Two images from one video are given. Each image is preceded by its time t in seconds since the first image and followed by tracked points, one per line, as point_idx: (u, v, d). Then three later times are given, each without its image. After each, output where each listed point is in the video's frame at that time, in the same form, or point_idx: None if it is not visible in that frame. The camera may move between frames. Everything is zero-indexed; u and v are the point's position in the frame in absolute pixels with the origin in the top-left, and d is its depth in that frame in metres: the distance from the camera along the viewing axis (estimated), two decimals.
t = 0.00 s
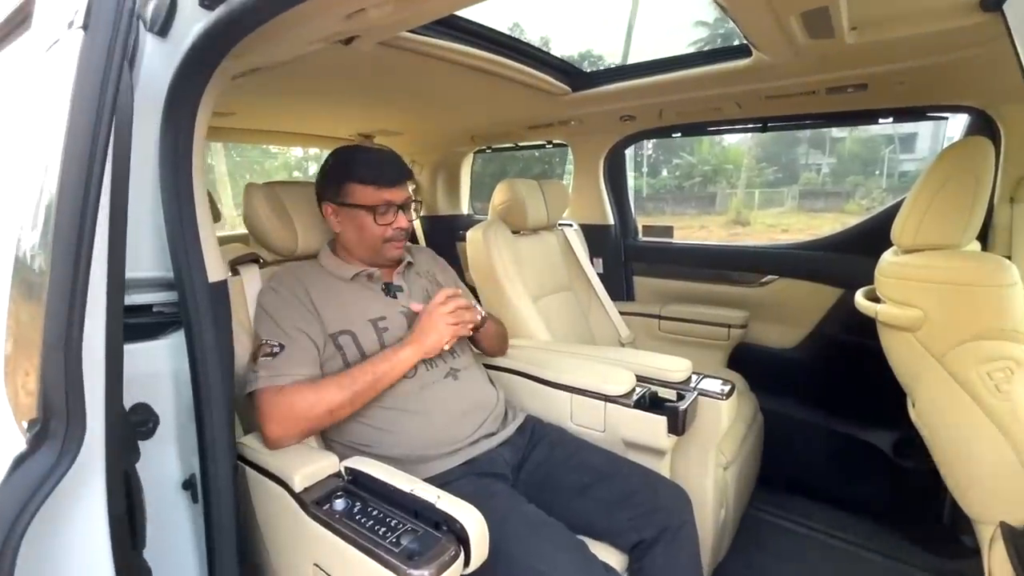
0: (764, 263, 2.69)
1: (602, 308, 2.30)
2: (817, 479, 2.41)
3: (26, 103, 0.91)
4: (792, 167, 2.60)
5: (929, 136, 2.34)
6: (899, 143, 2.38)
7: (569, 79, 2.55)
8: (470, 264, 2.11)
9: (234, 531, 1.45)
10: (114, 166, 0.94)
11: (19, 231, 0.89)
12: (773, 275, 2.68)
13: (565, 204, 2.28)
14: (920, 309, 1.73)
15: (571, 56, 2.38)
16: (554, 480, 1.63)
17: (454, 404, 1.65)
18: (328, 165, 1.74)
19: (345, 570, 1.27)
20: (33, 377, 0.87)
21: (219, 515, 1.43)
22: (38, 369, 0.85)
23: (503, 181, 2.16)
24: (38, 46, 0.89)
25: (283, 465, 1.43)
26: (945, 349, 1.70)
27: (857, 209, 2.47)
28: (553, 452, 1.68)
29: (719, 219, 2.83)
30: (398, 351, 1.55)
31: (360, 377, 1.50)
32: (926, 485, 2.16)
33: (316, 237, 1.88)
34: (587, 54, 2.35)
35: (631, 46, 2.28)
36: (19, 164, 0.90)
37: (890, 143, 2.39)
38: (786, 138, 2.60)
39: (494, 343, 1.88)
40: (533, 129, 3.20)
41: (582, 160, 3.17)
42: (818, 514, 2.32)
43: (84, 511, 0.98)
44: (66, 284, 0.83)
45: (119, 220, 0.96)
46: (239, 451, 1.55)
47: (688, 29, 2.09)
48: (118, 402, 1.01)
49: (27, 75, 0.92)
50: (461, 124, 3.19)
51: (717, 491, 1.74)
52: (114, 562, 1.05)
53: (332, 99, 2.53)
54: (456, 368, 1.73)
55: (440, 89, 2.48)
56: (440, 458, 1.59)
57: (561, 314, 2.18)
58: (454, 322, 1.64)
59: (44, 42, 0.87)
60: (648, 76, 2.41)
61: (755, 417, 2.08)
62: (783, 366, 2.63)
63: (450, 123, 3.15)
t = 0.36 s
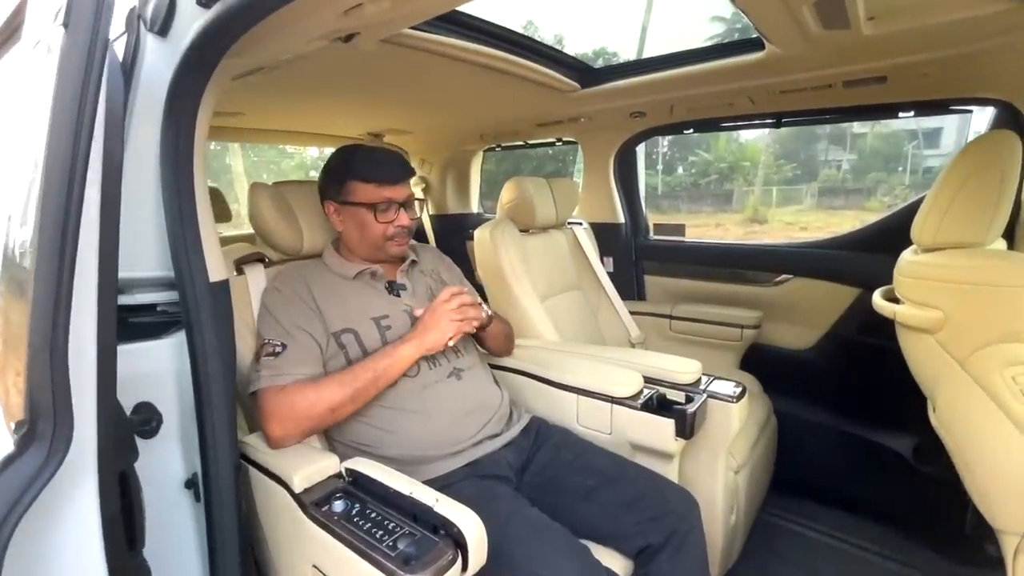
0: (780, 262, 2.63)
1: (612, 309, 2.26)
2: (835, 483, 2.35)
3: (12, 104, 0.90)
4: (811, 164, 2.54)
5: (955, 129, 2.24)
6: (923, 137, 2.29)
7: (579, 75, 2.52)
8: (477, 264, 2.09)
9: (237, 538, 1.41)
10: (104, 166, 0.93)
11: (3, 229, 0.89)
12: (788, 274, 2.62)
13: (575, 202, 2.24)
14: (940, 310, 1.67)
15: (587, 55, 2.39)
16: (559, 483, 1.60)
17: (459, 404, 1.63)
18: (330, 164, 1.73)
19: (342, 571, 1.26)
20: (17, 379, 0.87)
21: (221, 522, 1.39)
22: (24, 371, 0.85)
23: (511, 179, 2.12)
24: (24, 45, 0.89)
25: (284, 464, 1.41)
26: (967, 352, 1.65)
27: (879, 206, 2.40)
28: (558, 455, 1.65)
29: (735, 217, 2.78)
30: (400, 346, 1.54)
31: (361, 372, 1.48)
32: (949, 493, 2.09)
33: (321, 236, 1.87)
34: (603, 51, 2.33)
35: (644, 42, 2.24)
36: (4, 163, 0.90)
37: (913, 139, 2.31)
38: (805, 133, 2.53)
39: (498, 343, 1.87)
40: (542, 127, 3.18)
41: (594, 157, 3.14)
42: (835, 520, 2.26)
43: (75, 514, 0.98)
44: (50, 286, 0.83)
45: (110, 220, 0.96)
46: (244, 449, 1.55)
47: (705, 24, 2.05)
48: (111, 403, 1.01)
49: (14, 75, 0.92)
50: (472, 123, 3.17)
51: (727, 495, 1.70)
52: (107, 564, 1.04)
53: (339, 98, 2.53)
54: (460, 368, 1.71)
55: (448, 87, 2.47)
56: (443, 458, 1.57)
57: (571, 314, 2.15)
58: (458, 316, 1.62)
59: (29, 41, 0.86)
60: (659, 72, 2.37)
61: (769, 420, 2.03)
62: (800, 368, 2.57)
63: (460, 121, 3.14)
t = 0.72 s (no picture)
0: (794, 259, 2.59)
1: (620, 306, 2.23)
2: (849, 485, 2.31)
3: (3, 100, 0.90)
4: (828, 160, 2.49)
5: (978, 123, 2.18)
6: (945, 132, 2.24)
7: (587, 70, 2.49)
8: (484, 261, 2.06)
9: (241, 539, 1.40)
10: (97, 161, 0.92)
11: None
12: (800, 272, 2.58)
13: (584, 198, 2.21)
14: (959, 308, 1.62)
15: (598, 51, 2.37)
16: (563, 482, 1.59)
17: (462, 402, 1.63)
18: (331, 164, 1.74)
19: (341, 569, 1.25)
20: (11, 377, 0.86)
21: (223, 522, 1.38)
22: (16, 372, 0.84)
23: (517, 176, 2.09)
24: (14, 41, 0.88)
25: (286, 461, 1.41)
26: (984, 352, 1.60)
27: (899, 201, 2.35)
28: (562, 454, 1.63)
29: (750, 214, 2.73)
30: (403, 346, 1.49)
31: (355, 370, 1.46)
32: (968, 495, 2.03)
33: (325, 233, 1.87)
34: (615, 46, 2.31)
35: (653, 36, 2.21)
36: None
37: (935, 133, 2.26)
38: (823, 128, 2.49)
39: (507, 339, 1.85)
40: (550, 123, 3.16)
41: (603, 153, 3.11)
42: (849, 522, 2.23)
43: (72, 512, 0.97)
44: (40, 287, 0.83)
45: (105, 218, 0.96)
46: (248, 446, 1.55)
47: (720, 18, 2.02)
48: (108, 402, 1.01)
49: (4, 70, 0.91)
50: (480, 119, 3.16)
51: (735, 496, 1.68)
52: (107, 564, 1.04)
53: (345, 95, 2.53)
54: (463, 366, 1.70)
55: (454, 83, 2.45)
56: (447, 456, 1.56)
57: (579, 313, 2.13)
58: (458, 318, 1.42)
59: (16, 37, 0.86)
60: (668, 66, 2.33)
61: (779, 421, 1.99)
62: (814, 367, 2.52)
63: (468, 118, 3.13)
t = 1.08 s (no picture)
0: (805, 252, 2.55)
1: (627, 298, 2.21)
2: (860, 481, 2.27)
3: None
4: (842, 151, 2.45)
5: (998, 113, 2.11)
6: (963, 122, 2.19)
7: (594, 59, 2.47)
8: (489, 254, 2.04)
9: (245, 532, 1.39)
10: (91, 151, 0.91)
11: None
12: (812, 265, 2.54)
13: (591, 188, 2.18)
14: (972, 304, 1.44)
15: (608, 40, 2.34)
16: (566, 476, 1.57)
17: (465, 395, 1.62)
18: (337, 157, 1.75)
19: (343, 563, 1.26)
20: (5, 369, 0.86)
21: (228, 515, 1.37)
22: (8, 366, 0.84)
23: (523, 167, 2.06)
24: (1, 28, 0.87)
25: (289, 453, 1.41)
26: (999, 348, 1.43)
27: (914, 193, 2.31)
28: (564, 448, 1.62)
29: (763, 206, 2.69)
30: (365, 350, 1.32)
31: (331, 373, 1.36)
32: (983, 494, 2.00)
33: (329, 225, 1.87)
34: (625, 36, 2.28)
35: (661, 24, 2.18)
36: None
37: (953, 123, 2.20)
38: (837, 118, 2.44)
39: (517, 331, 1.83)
40: (557, 114, 3.14)
41: (611, 144, 3.09)
42: (858, 518, 2.20)
43: (71, 505, 0.97)
44: (32, 282, 0.82)
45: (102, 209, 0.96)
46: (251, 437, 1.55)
47: (731, 6, 1.99)
48: (108, 395, 1.00)
49: None
50: (486, 110, 3.14)
51: (741, 492, 1.66)
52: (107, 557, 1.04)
53: (350, 87, 2.52)
54: (467, 360, 1.69)
55: (459, 74, 2.44)
56: (449, 450, 1.56)
57: (586, 306, 2.10)
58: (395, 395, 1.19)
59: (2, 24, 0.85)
60: (678, 55, 2.30)
61: (788, 416, 1.97)
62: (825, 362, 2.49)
63: (475, 109, 3.12)
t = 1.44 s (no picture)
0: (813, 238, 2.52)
1: (631, 287, 2.18)
2: (865, 470, 2.26)
3: None
4: (853, 135, 2.41)
5: (1015, 98, 2.07)
6: (979, 107, 2.14)
7: (600, 41, 2.43)
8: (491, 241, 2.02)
9: (248, 517, 1.39)
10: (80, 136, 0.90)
11: None
12: (819, 252, 2.51)
13: (595, 173, 2.14)
14: (984, 292, 1.41)
15: (614, 22, 2.31)
16: (566, 463, 1.57)
17: (465, 382, 1.61)
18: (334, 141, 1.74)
19: (348, 551, 1.26)
20: None
21: (230, 500, 1.37)
22: None
23: (527, 153, 2.02)
24: None
25: (288, 439, 1.41)
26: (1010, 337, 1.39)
27: (926, 179, 2.27)
28: (566, 435, 1.61)
29: (771, 192, 2.66)
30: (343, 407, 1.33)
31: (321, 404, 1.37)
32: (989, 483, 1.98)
33: (330, 210, 1.85)
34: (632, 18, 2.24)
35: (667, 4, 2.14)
36: None
37: (968, 108, 2.16)
38: (849, 102, 2.40)
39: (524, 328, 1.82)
40: (561, 98, 3.11)
41: (616, 128, 3.05)
42: (862, 506, 2.19)
43: (67, 495, 0.95)
44: (21, 271, 0.81)
45: (94, 194, 0.95)
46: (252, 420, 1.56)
47: None
48: (105, 381, 1.00)
49: None
50: (490, 94, 3.11)
51: (744, 480, 1.65)
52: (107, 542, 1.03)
53: (352, 69, 2.49)
54: (468, 346, 1.68)
55: (462, 56, 2.41)
56: (448, 436, 1.56)
57: (589, 293, 2.07)
58: (355, 493, 1.21)
59: None
60: (686, 35, 2.25)
61: (792, 404, 1.95)
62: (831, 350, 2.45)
63: (479, 93, 3.09)
